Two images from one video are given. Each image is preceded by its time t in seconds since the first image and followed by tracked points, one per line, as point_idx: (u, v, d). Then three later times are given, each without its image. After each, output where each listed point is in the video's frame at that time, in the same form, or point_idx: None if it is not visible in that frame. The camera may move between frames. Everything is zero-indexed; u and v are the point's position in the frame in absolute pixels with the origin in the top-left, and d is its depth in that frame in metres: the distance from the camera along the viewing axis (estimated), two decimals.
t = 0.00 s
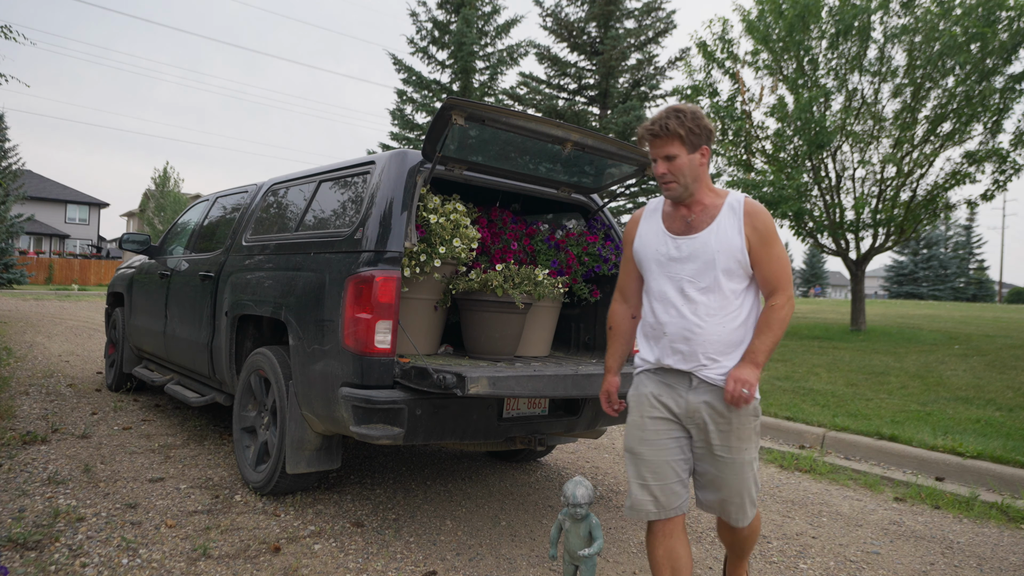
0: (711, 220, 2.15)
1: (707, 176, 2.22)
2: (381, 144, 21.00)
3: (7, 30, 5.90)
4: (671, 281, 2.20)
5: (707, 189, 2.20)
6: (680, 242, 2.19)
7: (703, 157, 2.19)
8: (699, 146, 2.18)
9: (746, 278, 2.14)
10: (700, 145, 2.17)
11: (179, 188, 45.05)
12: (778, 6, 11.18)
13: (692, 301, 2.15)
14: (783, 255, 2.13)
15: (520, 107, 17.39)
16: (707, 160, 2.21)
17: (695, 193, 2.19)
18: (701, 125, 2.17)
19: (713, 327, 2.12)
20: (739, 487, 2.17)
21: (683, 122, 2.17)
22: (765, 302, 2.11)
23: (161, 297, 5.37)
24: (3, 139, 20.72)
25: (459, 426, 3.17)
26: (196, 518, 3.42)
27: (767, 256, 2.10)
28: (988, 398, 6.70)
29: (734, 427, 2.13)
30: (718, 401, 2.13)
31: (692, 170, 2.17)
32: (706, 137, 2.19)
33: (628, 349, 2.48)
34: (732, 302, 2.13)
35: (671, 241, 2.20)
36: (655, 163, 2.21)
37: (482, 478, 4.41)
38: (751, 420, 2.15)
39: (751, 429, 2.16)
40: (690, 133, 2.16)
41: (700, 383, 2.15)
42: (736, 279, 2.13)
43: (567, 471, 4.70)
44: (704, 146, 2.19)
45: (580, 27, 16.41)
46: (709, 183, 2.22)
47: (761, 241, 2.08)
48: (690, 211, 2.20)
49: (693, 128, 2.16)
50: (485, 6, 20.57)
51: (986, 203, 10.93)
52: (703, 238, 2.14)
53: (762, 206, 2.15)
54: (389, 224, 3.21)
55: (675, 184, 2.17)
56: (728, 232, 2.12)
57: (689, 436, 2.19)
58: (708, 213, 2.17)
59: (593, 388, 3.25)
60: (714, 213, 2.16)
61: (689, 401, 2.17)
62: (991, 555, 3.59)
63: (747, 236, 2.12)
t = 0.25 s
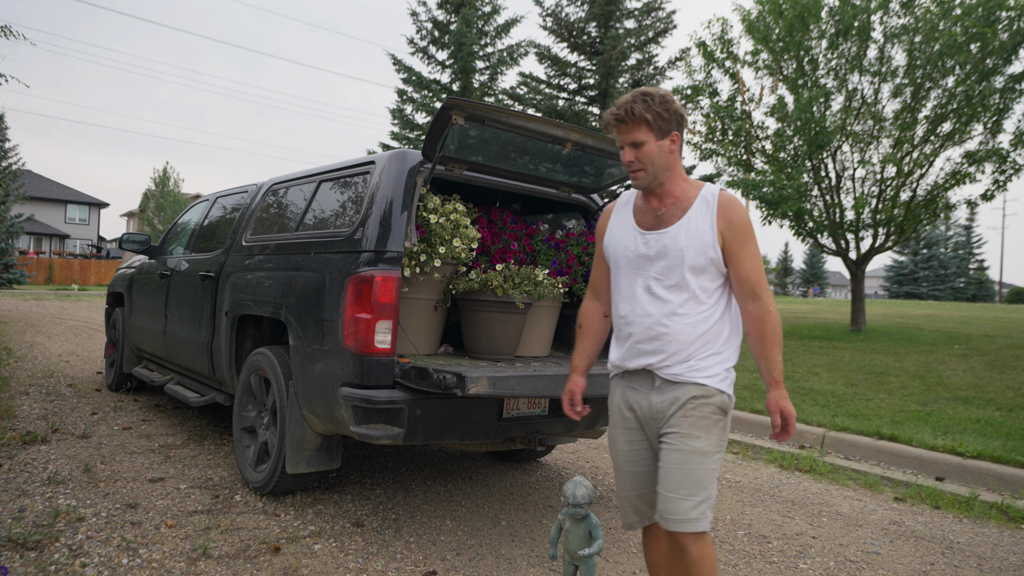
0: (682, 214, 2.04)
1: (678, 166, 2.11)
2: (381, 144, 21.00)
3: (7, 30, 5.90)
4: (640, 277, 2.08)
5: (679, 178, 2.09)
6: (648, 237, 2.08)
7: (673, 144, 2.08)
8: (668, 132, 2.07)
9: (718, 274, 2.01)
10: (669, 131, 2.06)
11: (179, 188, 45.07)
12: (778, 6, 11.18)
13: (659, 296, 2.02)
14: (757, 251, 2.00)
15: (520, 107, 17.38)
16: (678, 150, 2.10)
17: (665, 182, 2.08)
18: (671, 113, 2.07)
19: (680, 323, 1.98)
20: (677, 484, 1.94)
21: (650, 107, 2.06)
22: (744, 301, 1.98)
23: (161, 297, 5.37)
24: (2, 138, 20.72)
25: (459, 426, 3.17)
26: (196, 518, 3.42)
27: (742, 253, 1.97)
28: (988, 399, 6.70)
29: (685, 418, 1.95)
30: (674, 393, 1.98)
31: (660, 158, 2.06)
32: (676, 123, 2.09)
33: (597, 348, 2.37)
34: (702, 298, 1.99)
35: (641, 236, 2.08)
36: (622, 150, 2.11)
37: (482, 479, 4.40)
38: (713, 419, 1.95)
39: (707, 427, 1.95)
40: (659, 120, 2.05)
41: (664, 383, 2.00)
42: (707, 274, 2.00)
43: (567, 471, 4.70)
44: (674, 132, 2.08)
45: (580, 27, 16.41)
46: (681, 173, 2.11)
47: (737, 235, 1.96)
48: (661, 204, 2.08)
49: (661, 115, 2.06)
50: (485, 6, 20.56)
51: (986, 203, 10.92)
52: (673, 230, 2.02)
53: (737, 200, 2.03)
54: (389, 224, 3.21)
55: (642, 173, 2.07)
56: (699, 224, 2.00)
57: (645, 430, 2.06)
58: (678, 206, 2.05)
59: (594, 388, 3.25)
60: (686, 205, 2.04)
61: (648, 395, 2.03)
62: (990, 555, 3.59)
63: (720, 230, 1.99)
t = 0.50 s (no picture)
0: (643, 214, 1.81)
1: (646, 161, 1.88)
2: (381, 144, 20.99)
3: (7, 30, 5.89)
4: (596, 282, 1.87)
5: (647, 173, 1.87)
6: (608, 238, 1.86)
7: (639, 135, 1.86)
8: (633, 124, 1.85)
9: (680, 280, 1.76)
10: (634, 123, 1.85)
11: (179, 188, 45.08)
12: (778, 6, 11.18)
13: (611, 302, 1.81)
14: (728, 255, 1.73)
15: (520, 107, 17.38)
16: (646, 143, 1.88)
17: (629, 178, 1.86)
18: (638, 102, 1.85)
19: (632, 333, 1.76)
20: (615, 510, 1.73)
21: (612, 94, 1.86)
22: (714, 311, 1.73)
23: (161, 297, 5.37)
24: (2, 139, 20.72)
25: (459, 426, 3.17)
26: (196, 518, 3.42)
27: (709, 258, 1.72)
28: (988, 399, 6.70)
29: (628, 437, 1.74)
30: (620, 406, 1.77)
31: (622, 152, 1.85)
32: (644, 113, 1.87)
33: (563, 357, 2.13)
34: (658, 307, 1.75)
35: (600, 237, 1.86)
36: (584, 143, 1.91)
37: (481, 479, 4.40)
38: (661, 441, 1.72)
39: (651, 449, 1.72)
40: (620, 109, 1.84)
41: (613, 398, 1.79)
42: (666, 280, 1.76)
43: (568, 471, 4.69)
44: (640, 123, 1.86)
45: (580, 27, 16.40)
46: (650, 167, 1.88)
47: (702, 238, 1.71)
48: (625, 202, 1.87)
49: (624, 103, 1.85)
50: (485, 6, 20.55)
51: (986, 203, 10.92)
52: (631, 232, 1.80)
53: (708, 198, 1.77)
54: (389, 224, 3.21)
55: (602, 167, 1.87)
56: (660, 225, 1.76)
57: (594, 446, 1.87)
58: (643, 206, 1.82)
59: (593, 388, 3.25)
60: (649, 205, 1.81)
61: (596, 409, 1.84)
62: (990, 555, 3.59)
63: (683, 232, 1.74)
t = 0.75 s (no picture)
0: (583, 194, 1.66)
1: (594, 135, 1.72)
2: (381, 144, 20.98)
3: (7, 30, 5.88)
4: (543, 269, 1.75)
5: (595, 147, 1.72)
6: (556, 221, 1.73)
7: (584, 107, 1.71)
8: (577, 94, 1.71)
9: (616, 266, 1.58)
10: (577, 93, 1.71)
11: (179, 188, 45.07)
12: (778, 6, 11.18)
13: (549, 293, 1.68)
14: (663, 237, 1.51)
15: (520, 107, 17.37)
16: (593, 114, 1.72)
17: (574, 153, 1.73)
18: (582, 71, 1.71)
19: (565, 324, 1.62)
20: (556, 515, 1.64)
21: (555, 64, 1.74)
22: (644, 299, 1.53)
23: (161, 297, 5.38)
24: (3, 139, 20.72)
25: (459, 426, 3.17)
26: (196, 518, 3.42)
27: (639, 239, 1.51)
28: (988, 399, 6.70)
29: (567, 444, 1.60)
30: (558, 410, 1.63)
31: (562, 127, 1.71)
32: (591, 82, 1.72)
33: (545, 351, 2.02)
34: (591, 296, 1.59)
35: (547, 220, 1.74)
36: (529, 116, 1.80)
37: (482, 478, 4.40)
38: (604, 449, 1.57)
39: (592, 461, 1.58)
40: (561, 79, 1.71)
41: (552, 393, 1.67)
42: (601, 266, 1.59)
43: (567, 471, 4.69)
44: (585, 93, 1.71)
45: (580, 27, 16.41)
46: (599, 142, 1.73)
47: (630, 217, 1.52)
48: (572, 180, 1.74)
49: (567, 73, 1.72)
50: (485, 6, 20.54)
51: (986, 203, 10.92)
52: (567, 214, 1.65)
53: (648, 170, 1.57)
54: (389, 224, 3.21)
55: (544, 143, 1.75)
56: (591, 206, 1.59)
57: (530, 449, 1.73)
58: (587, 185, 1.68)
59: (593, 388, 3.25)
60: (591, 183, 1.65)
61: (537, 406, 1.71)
62: (990, 555, 3.59)
63: (615, 210, 1.56)
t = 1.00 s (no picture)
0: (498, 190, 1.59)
1: (512, 129, 1.65)
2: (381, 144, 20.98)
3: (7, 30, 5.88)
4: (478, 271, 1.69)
5: (511, 143, 1.65)
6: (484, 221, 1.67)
7: (501, 101, 1.65)
8: (492, 87, 1.65)
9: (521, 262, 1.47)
10: (490, 87, 1.64)
11: (179, 188, 45.08)
12: (778, 6, 11.18)
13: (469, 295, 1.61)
14: (547, 224, 1.39)
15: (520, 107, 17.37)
16: (510, 108, 1.65)
17: (491, 150, 1.67)
18: (497, 64, 1.64)
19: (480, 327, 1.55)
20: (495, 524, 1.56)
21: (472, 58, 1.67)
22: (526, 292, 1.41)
23: (161, 297, 5.38)
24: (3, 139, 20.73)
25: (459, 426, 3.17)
26: (196, 518, 3.42)
27: (525, 228, 1.41)
28: (988, 399, 6.70)
29: (498, 466, 1.50)
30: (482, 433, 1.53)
31: (478, 122, 1.65)
32: (507, 75, 1.65)
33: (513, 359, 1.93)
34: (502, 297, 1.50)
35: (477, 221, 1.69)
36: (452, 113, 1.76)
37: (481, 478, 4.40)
38: (535, 463, 1.47)
39: (527, 477, 1.47)
40: (474, 75, 1.65)
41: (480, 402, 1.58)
42: (504, 266, 1.49)
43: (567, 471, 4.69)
44: (501, 87, 1.65)
45: (580, 27, 16.41)
46: (518, 137, 1.66)
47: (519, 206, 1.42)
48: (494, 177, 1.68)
49: (481, 66, 1.64)
50: (485, 6, 20.54)
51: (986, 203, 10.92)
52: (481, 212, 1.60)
53: (545, 156, 1.45)
54: (389, 224, 3.22)
55: (464, 141, 1.70)
56: (497, 199, 1.52)
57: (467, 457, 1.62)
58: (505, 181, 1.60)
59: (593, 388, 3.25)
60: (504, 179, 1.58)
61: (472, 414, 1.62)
62: (990, 555, 3.59)
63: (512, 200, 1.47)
